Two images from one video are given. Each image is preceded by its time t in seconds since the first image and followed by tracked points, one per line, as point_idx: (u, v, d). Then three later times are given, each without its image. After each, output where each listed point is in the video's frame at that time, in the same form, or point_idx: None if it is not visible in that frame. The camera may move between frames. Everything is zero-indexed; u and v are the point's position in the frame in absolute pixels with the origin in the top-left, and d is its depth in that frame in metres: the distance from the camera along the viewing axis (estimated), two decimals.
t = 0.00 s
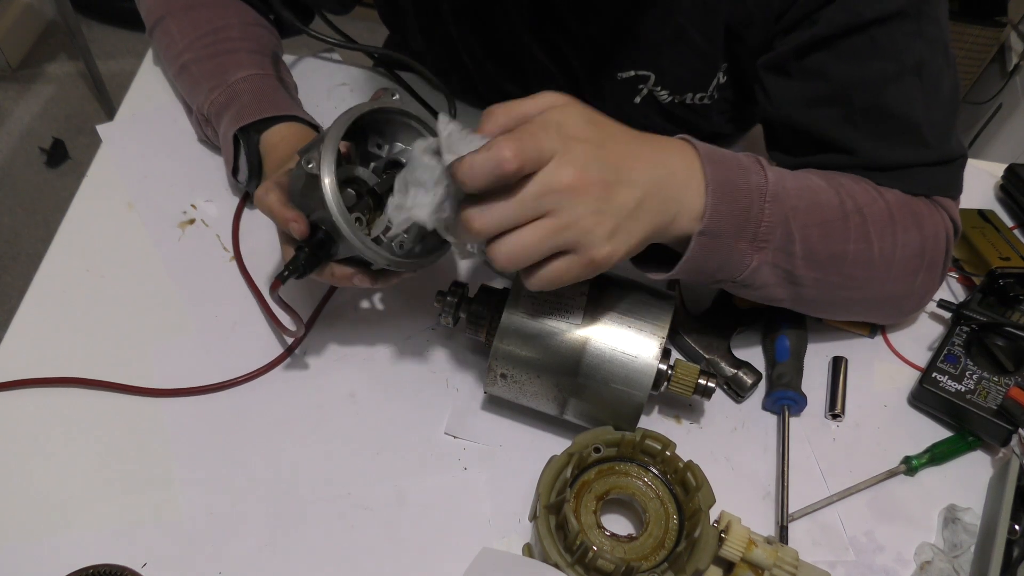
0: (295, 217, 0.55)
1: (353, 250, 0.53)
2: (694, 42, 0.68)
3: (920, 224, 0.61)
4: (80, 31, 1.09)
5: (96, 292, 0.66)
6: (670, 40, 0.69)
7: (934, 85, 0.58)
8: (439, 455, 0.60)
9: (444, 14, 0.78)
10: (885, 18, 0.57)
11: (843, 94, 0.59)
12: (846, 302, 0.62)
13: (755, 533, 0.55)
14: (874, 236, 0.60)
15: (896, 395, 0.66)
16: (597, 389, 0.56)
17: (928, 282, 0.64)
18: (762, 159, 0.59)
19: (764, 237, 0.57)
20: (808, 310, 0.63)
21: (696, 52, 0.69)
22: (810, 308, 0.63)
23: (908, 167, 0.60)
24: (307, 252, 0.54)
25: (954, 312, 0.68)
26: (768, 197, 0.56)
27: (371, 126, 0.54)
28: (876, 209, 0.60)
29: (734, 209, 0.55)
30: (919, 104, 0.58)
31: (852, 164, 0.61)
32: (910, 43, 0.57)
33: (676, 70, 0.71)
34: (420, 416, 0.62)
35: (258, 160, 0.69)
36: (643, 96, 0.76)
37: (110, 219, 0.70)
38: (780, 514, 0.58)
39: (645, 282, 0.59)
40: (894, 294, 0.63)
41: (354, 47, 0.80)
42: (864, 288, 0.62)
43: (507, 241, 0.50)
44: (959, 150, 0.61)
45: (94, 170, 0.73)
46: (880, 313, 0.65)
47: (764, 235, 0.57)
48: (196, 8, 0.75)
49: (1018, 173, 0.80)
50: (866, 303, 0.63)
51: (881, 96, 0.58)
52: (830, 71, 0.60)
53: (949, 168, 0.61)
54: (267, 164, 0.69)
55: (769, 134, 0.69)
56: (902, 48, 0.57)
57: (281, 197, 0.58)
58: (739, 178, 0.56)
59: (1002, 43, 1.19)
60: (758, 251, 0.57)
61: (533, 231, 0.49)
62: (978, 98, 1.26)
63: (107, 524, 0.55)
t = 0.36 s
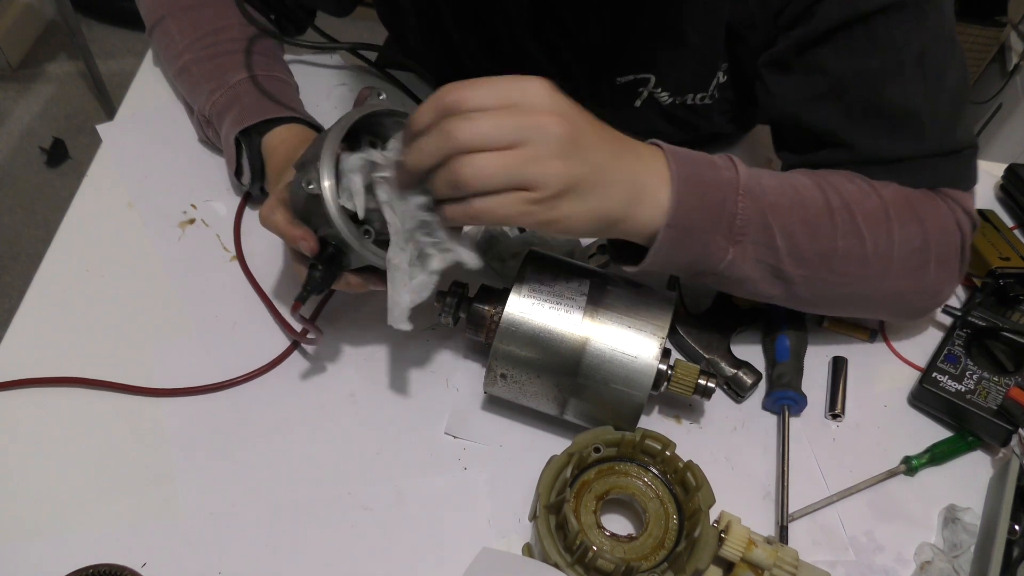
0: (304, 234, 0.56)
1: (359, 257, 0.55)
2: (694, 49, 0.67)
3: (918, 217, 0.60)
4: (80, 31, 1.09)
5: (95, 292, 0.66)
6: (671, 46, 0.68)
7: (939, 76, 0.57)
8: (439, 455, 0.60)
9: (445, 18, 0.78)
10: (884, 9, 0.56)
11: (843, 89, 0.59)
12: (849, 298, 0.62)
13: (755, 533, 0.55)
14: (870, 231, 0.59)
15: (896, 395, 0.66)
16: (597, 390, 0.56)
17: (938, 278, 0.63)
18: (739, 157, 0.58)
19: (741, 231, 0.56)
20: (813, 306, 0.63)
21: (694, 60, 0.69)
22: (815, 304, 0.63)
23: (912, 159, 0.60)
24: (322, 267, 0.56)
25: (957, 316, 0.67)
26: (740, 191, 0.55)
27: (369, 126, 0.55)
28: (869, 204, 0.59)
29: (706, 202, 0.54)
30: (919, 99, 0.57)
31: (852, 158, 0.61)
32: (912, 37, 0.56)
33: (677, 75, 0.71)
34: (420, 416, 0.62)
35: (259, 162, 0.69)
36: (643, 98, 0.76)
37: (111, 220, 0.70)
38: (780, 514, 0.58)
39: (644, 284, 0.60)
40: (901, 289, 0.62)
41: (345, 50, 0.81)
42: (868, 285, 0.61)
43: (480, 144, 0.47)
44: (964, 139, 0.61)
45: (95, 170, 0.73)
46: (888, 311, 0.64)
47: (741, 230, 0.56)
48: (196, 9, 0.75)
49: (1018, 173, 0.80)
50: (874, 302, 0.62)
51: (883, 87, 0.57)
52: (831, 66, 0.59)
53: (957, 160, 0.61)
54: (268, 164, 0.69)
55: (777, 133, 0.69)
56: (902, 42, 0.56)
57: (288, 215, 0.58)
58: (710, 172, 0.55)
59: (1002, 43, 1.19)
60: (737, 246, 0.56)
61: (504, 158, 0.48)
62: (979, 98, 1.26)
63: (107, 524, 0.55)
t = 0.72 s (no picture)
0: (343, 233, 0.55)
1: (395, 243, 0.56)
2: (687, 28, 0.68)
3: (959, 161, 0.50)
4: (80, 31, 1.09)
5: (95, 292, 0.66)
6: (664, 25, 0.69)
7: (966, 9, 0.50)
8: (439, 455, 0.60)
9: (440, 9, 0.77)
10: None
11: (856, 35, 0.54)
12: (901, 268, 0.50)
13: (755, 533, 0.55)
14: (898, 178, 0.50)
15: (896, 395, 0.66)
16: (597, 389, 0.56)
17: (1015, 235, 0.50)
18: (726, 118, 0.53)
19: (735, 179, 0.48)
20: (855, 290, 0.53)
21: (686, 36, 0.69)
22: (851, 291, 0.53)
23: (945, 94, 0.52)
24: (368, 264, 0.56)
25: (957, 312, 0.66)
26: (725, 141, 0.49)
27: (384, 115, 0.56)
28: (891, 153, 0.50)
29: (683, 151, 0.48)
30: (940, 27, 0.50)
31: (881, 108, 0.54)
32: None
33: (674, 54, 0.71)
34: (420, 416, 0.62)
35: (260, 154, 0.70)
36: (641, 83, 0.76)
37: (111, 220, 0.70)
38: (780, 514, 0.58)
39: (644, 284, 0.60)
40: (962, 251, 0.50)
41: (302, 36, 0.67)
42: (919, 249, 0.49)
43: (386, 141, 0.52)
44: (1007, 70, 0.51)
45: (95, 170, 0.73)
46: (958, 291, 0.52)
47: (734, 177, 0.48)
48: (191, 7, 0.75)
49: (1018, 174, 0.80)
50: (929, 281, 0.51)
51: (898, 25, 0.51)
52: (842, 15, 0.54)
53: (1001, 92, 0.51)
54: (273, 160, 0.69)
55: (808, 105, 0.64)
56: None
57: (326, 215, 0.56)
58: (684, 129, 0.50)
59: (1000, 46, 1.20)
60: (732, 197, 0.48)
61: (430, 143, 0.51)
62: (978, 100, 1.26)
63: (107, 525, 0.55)
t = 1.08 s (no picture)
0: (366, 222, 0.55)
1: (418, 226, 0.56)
2: (676, 20, 0.68)
3: (953, 161, 0.49)
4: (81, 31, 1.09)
5: (95, 292, 0.66)
6: (655, 21, 0.68)
7: None
8: (439, 455, 0.60)
9: (436, 4, 0.77)
10: None
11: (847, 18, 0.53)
12: (903, 264, 0.49)
13: (755, 533, 0.55)
14: (890, 185, 0.49)
15: (896, 395, 0.66)
16: (598, 389, 0.56)
17: None
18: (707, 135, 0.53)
19: (714, 209, 0.49)
20: (853, 296, 0.52)
21: (678, 31, 0.69)
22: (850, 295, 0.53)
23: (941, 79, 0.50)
24: (394, 250, 0.56)
25: (957, 312, 0.66)
26: (703, 169, 0.50)
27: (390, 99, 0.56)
28: (884, 157, 0.50)
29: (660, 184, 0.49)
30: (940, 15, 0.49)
31: (872, 96, 0.54)
32: None
33: (666, 51, 0.71)
34: (420, 416, 0.62)
35: (259, 145, 0.69)
36: (634, 79, 0.75)
37: (111, 220, 0.70)
38: (780, 514, 0.58)
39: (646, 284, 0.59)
40: (961, 252, 0.49)
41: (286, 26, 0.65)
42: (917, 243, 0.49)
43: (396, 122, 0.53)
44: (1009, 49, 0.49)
45: (95, 170, 0.73)
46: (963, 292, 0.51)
47: (712, 209, 0.49)
48: None
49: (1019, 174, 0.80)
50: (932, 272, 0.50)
51: (884, 8, 0.51)
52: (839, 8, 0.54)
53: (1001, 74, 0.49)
54: (270, 150, 0.69)
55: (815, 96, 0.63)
56: None
57: (344, 206, 0.56)
58: (662, 159, 0.50)
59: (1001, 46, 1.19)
60: (713, 227, 0.50)
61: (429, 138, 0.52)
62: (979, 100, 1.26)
63: (106, 525, 0.55)
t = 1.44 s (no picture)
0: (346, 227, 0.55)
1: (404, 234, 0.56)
2: (678, 23, 0.68)
3: (967, 152, 0.48)
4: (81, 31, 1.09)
5: (95, 293, 0.66)
6: (655, 21, 0.68)
7: None
8: (439, 455, 0.60)
9: (437, 5, 0.77)
10: None
11: (857, 24, 0.53)
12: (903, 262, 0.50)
13: (755, 533, 0.55)
14: (904, 178, 0.49)
15: (896, 395, 0.66)
16: (597, 389, 0.56)
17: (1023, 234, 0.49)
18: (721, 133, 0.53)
19: (734, 200, 0.49)
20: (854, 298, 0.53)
21: (679, 32, 0.69)
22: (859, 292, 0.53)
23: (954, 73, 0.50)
24: (372, 255, 0.55)
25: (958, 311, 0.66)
26: (722, 162, 0.50)
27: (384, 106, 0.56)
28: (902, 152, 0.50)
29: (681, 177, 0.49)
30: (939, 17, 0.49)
31: (881, 99, 0.54)
32: None
33: (667, 51, 0.71)
34: (420, 416, 0.62)
35: (252, 144, 0.69)
36: (636, 80, 0.75)
37: (111, 220, 0.70)
38: (780, 514, 0.58)
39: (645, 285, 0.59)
40: (962, 254, 0.49)
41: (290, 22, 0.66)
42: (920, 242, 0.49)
43: (401, 140, 0.52)
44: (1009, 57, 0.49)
45: (95, 170, 0.73)
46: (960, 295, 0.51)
47: (732, 198, 0.49)
48: None
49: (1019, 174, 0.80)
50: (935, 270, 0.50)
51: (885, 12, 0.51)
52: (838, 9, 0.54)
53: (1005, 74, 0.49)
54: (264, 146, 0.69)
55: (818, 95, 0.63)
56: None
57: (327, 208, 0.56)
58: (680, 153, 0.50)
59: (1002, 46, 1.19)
60: (733, 218, 0.49)
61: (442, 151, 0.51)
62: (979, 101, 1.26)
63: (106, 525, 0.55)
